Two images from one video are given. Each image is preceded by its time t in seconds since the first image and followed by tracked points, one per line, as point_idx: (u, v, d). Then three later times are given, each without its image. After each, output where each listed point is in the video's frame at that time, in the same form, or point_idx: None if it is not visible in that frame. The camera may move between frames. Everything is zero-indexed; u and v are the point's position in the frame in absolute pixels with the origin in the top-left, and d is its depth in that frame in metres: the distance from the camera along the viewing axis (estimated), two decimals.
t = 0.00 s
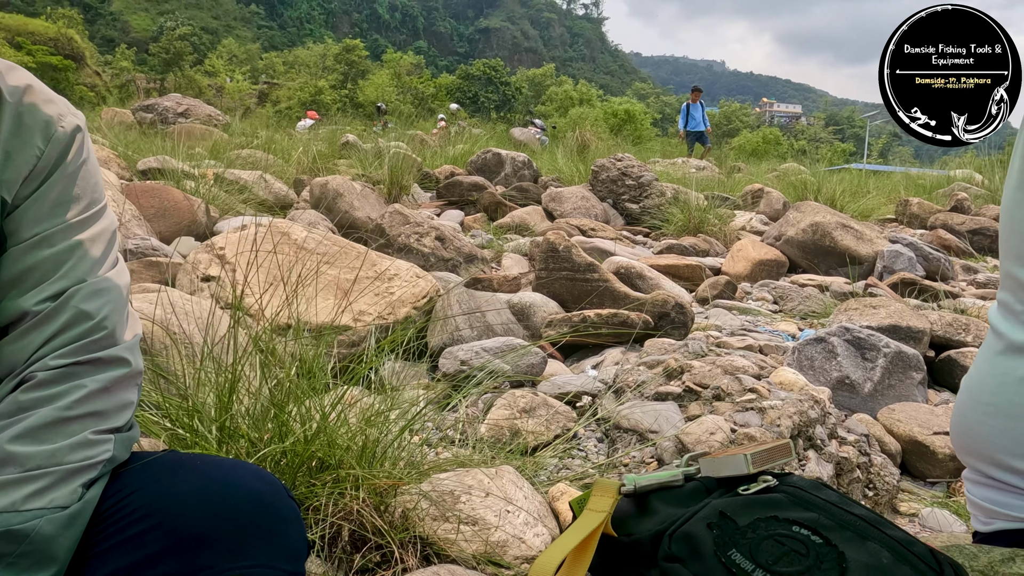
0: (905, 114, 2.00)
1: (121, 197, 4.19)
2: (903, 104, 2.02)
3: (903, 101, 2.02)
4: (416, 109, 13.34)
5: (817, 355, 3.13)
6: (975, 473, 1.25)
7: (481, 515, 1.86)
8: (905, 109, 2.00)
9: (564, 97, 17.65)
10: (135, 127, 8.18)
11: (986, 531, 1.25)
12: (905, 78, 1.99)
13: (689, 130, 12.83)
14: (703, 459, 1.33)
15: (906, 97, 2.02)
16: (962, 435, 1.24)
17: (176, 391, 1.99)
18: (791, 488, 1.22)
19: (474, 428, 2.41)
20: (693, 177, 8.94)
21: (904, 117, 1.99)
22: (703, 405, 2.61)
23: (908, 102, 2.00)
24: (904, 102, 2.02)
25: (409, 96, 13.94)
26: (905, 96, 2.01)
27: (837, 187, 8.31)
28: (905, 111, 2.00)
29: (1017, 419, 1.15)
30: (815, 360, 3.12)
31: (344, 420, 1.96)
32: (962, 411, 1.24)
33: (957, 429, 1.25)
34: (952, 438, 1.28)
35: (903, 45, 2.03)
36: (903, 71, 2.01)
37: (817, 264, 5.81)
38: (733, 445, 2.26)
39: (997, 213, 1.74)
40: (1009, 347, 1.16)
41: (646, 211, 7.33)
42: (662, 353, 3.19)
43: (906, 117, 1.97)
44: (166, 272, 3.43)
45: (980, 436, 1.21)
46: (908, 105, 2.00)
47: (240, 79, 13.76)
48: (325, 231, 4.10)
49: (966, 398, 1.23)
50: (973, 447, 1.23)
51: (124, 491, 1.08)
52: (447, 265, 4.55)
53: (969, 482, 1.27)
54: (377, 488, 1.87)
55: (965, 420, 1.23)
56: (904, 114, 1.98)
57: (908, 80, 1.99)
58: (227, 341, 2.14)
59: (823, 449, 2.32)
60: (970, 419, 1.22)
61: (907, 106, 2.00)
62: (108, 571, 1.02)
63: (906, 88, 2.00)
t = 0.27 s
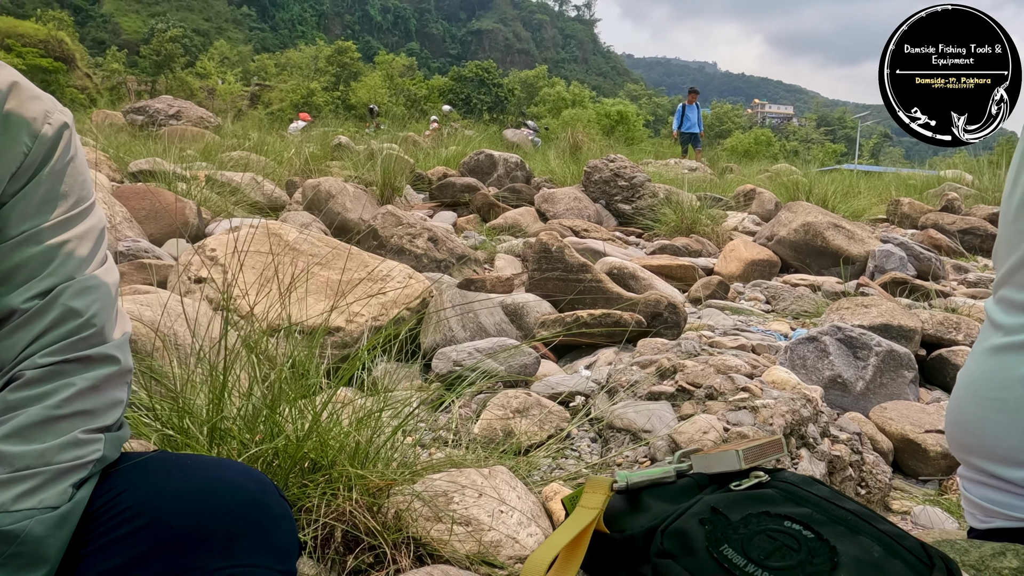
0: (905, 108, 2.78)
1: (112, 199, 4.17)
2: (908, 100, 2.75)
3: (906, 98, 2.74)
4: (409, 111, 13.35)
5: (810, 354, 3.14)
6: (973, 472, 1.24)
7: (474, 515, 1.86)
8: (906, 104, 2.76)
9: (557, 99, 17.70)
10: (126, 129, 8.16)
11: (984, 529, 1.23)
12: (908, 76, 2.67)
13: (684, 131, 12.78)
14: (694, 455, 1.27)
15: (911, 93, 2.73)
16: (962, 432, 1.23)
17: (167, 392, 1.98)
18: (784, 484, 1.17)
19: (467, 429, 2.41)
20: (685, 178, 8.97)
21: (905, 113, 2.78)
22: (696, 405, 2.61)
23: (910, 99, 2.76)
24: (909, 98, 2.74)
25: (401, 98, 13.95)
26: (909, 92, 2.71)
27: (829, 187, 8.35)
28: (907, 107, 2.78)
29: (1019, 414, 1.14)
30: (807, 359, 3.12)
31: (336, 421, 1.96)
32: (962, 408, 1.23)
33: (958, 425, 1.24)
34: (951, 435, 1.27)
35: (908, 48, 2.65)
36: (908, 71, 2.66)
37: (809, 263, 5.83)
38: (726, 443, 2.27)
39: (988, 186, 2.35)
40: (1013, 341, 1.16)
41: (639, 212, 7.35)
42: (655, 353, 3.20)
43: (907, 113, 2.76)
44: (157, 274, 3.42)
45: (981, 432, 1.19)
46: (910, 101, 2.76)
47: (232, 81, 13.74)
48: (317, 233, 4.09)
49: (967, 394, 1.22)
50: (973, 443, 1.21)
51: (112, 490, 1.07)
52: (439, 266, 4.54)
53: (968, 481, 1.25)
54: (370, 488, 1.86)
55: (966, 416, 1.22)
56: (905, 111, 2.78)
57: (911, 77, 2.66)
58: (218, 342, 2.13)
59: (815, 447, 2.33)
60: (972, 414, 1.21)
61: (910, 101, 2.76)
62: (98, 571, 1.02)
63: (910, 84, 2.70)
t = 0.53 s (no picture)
0: (896, 106, 1.17)
1: (103, 201, 4.16)
2: (886, 95, 1.18)
3: (885, 92, 1.18)
4: (402, 113, 13.33)
5: (802, 353, 3.14)
6: (970, 470, 1.23)
7: (466, 517, 1.85)
8: (890, 98, 1.17)
9: (549, 100, 17.72)
10: (118, 132, 8.13)
11: (980, 527, 1.23)
12: (887, 80, 1.18)
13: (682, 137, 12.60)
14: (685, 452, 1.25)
15: (892, 89, 1.18)
16: (960, 430, 1.23)
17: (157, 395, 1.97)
18: (775, 481, 1.16)
19: (460, 430, 2.41)
20: (678, 179, 8.98)
21: (896, 114, 1.17)
22: (689, 404, 2.61)
23: (892, 92, 1.18)
24: (888, 92, 1.18)
25: (394, 100, 13.94)
26: (890, 89, 1.18)
27: (821, 188, 8.37)
28: (897, 103, 1.17)
29: (1019, 410, 1.14)
30: (800, 359, 3.13)
31: (328, 422, 1.95)
32: (960, 406, 1.22)
33: (954, 424, 1.24)
34: (947, 434, 1.27)
35: (886, 45, 1.19)
36: (885, 72, 1.19)
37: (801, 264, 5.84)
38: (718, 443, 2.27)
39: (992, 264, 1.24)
40: (1010, 339, 1.16)
41: (632, 213, 7.35)
42: (648, 353, 3.20)
43: (897, 113, 1.17)
44: (148, 276, 3.40)
45: (979, 427, 1.19)
46: (896, 96, 1.17)
47: (224, 84, 13.71)
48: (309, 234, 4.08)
49: (965, 391, 1.22)
50: (967, 441, 1.21)
51: (100, 493, 1.06)
52: (432, 267, 4.53)
53: (965, 480, 1.25)
54: (362, 490, 1.85)
55: (964, 414, 1.21)
56: (897, 109, 1.16)
57: (891, 79, 1.18)
58: (208, 344, 2.11)
59: (808, 447, 2.33)
60: (970, 412, 1.20)
61: (896, 96, 1.17)
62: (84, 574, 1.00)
63: (893, 85, 1.18)
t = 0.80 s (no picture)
0: (896, 105, 1.21)
1: (93, 203, 4.13)
2: (887, 94, 1.21)
3: (886, 92, 1.21)
4: (395, 115, 13.31)
5: (794, 352, 3.14)
6: (960, 465, 1.24)
7: (458, 517, 1.84)
8: (891, 97, 1.21)
9: (542, 102, 17.74)
10: (108, 134, 8.09)
11: (971, 521, 1.23)
12: (887, 80, 1.21)
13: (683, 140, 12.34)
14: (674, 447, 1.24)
15: (892, 88, 1.21)
16: (949, 425, 1.23)
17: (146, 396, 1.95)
18: (764, 475, 1.15)
19: (452, 431, 2.40)
20: (671, 181, 9.00)
21: (896, 113, 1.20)
22: (681, 404, 2.61)
23: (893, 92, 1.21)
24: (888, 92, 1.21)
25: (387, 102, 13.92)
26: (890, 89, 1.21)
27: (812, 189, 8.40)
28: (897, 102, 1.21)
29: (1010, 404, 1.14)
30: (792, 358, 3.13)
31: (319, 423, 1.94)
32: (949, 400, 1.22)
33: (944, 419, 1.24)
34: (936, 428, 1.27)
35: (887, 47, 1.22)
36: (884, 72, 1.22)
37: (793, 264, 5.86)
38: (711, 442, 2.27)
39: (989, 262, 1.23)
40: (1000, 333, 1.16)
41: (624, 214, 7.36)
42: (641, 353, 3.20)
43: (896, 113, 1.20)
44: (139, 279, 3.38)
45: (968, 421, 1.19)
46: (896, 96, 1.21)
47: (216, 86, 13.67)
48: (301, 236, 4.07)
49: (954, 386, 1.22)
50: (959, 436, 1.21)
51: (84, 490, 1.05)
52: (424, 269, 4.52)
53: (954, 475, 1.25)
54: (353, 490, 1.85)
55: (954, 409, 1.21)
56: (898, 109, 1.20)
57: (891, 79, 1.21)
58: (198, 345, 2.10)
59: (800, 445, 2.34)
60: (960, 407, 1.20)
61: (896, 96, 1.21)
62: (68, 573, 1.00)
63: (893, 85, 1.21)
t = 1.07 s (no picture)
0: (895, 105, 1.13)
1: (86, 206, 4.12)
2: (887, 95, 1.13)
3: (885, 92, 1.13)
4: (388, 117, 13.30)
5: (789, 352, 3.15)
6: (957, 461, 1.24)
7: (455, 518, 1.84)
8: (891, 97, 1.13)
9: (536, 104, 17.77)
10: (101, 137, 8.07)
11: (969, 517, 1.24)
12: (887, 80, 1.13)
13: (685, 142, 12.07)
14: (673, 445, 1.25)
15: (892, 88, 1.13)
16: (947, 422, 1.23)
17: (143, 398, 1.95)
18: (764, 471, 1.16)
19: (449, 432, 2.40)
20: (665, 182, 9.02)
21: (896, 114, 1.12)
22: (677, 404, 2.62)
23: (892, 92, 1.13)
24: (888, 92, 1.13)
25: (381, 104, 13.92)
26: (890, 89, 1.13)
27: (805, 190, 8.42)
28: (897, 103, 1.13)
29: (1008, 400, 1.14)
30: (787, 358, 3.14)
31: (316, 424, 1.94)
32: (947, 397, 1.23)
33: (942, 416, 1.24)
34: (935, 425, 1.27)
35: (886, 45, 1.13)
36: (885, 71, 1.13)
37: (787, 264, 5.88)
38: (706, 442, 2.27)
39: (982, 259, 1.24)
40: (998, 330, 1.17)
41: (618, 215, 7.37)
42: (636, 354, 3.20)
43: (896, 113, 1.12)
44: (133, 281, 3.37)
45: (965, 418, 1.20)
46: (896, 96, 1.13)
47: (209, 89, 13.64)
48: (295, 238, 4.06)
49: (952, 384, 1.23)
50: (957, 432, 1.22)
51: (82, 492, 1.05)
52: (419, 271, 4.52)
53: (953, 471, 1.26)
54: (350, 492, 1.84)
55: (952, 406, 1.22)
56: (897, 109, 1.12)
57: (892, 79, 1.13)
58: (194, 347, 2.10)
59: (796, 444, 2.34)
60: (958, 403, 1.21)
61: (896, 96, 1.13)
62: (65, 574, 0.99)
63: (893, 85, 1.13)
